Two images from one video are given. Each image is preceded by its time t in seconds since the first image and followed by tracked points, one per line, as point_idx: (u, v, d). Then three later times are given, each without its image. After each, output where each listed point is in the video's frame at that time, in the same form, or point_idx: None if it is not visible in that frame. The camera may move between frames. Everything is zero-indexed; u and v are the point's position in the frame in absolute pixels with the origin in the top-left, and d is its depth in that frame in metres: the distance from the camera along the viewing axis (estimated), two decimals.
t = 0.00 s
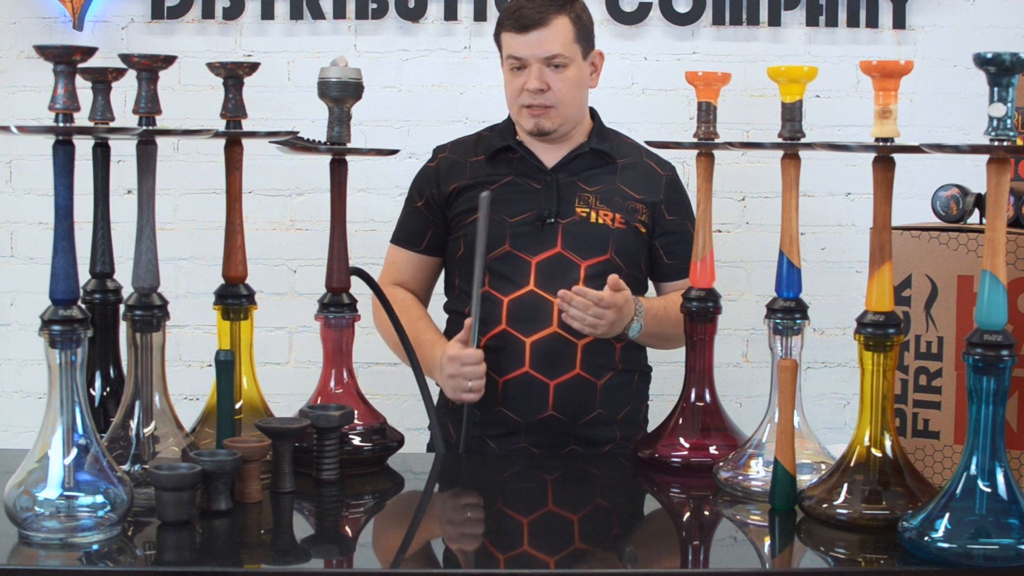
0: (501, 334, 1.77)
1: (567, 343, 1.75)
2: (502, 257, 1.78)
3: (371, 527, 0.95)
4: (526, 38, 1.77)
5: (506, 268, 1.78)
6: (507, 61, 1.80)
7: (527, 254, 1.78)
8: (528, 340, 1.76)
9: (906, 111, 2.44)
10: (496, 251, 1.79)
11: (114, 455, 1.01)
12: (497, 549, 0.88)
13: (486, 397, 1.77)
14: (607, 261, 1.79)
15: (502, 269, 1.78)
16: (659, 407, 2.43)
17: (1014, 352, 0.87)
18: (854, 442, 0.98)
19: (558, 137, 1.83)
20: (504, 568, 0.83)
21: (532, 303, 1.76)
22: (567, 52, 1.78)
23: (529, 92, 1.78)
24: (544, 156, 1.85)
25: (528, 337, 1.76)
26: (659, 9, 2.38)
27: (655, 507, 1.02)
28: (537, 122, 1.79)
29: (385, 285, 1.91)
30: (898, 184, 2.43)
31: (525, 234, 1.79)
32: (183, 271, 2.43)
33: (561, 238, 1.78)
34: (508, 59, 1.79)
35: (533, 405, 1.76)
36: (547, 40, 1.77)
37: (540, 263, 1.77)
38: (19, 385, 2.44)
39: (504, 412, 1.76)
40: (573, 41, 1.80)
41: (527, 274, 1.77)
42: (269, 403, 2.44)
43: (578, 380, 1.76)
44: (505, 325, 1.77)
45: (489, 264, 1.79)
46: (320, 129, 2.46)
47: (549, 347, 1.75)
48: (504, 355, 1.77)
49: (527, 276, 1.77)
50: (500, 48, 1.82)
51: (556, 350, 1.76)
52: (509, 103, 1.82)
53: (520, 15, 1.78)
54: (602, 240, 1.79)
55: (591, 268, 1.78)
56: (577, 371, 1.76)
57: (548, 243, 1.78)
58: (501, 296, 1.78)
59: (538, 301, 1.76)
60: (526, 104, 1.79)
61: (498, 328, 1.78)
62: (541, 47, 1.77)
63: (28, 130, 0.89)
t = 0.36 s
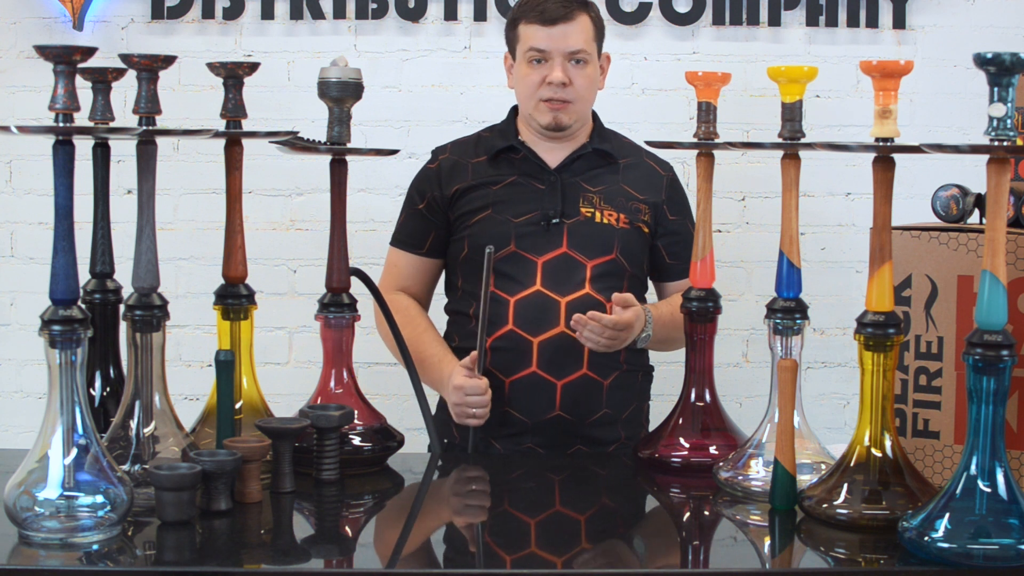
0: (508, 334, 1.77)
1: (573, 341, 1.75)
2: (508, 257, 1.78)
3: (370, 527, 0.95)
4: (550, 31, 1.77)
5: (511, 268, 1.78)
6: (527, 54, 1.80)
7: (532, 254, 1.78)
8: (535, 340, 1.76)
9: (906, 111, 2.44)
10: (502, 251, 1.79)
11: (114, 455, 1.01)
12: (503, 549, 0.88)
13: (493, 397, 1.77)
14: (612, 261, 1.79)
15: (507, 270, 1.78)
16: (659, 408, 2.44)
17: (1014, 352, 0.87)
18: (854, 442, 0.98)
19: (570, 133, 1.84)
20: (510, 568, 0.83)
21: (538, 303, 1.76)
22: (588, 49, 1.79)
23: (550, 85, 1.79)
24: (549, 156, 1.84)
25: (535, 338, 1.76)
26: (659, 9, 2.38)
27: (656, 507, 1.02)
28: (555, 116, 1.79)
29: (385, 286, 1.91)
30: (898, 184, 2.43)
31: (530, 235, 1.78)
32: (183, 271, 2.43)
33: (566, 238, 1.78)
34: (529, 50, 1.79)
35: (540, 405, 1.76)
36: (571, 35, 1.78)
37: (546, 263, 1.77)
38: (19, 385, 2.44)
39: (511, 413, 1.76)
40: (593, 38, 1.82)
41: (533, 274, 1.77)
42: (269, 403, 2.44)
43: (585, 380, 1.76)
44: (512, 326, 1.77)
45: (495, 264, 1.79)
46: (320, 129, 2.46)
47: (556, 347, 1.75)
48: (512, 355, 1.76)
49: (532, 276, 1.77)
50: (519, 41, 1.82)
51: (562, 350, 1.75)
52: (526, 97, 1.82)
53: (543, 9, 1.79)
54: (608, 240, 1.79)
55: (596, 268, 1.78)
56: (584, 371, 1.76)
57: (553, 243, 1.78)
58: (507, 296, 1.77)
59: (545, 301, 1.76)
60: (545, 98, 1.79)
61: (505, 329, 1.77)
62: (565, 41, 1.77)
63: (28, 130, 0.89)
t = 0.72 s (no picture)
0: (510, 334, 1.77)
1: (575, 341, 1.76)
2: (509, 257, 1.78)
3: (370, 527, 0.95)
4: (564, 31, 1.79)
5: (513, 268, 1.78)
6: (540, 52, 1.80)
7: (533, 253, 1.78)
8: (536, 339, 1.75)
9: (906, 111, 2.43)
10: (503, 251, 1.79)
11: (114, 455, 1.01)
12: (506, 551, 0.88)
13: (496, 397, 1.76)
14: (613, 259, 1.79)
15: (509, 270, 1.78)
16: (659, 407, 2.44)
17: (1014, 352, 0.87)
18: (854, 442, 0.98)
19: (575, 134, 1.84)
20: (513, 569, 0.83)
21: (541, 302, 1.76)
22: (600, 51, 1.81)
23: (563, 84, 1.79)
24: (548, 155, 1.84)
25: (536, 337, 1.75)
26: (659, 9, 2.38)
27: (656, 507, 1.02)
28: (566, 116, 1.79)
29: (385, 284, 1.91)
30: (898, 184, 2.43)
31: (531, 234, 1.78)
32: (183, 271, 2.43)
33: (567, 237, 1.78)
34: (543, 49, 1.79)
35: (543, 405, 1.75)
36: (585, 36, 1.79)
37: (548, 263, 1.77)
38: (19, 385, 2.44)
39: (514, 413, 1.75)
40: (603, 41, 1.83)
41: (534, 273, 1.77)
42: (269, 403, 2.44)
43: (588, 379, 1.76)
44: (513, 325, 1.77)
45: (496, 265, 1.79)
46: (320, 129, 2.46)
47: (559, 346, 1.75)
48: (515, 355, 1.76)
49: (534, 275, 1.77)
50: (531, 40, 1.82)
51: (564, 349, 1.75)
52: (536, 96, 1.81)
53: (558, 9, 1.80)
54: (608, 238, 1.79)
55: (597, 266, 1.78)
56: (586, 370, 1.76)
57: (554, 243, 1.78)
58: (509, 296, 1.77)
59: (546, 301, 1.76)
60: (557, 97, 1.79)
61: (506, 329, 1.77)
62: (579, 41, 1.78)
63: (29, 130, 0.89)
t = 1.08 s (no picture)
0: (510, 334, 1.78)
1: (574, 341, 1.76)
2: (509, 258, 1.79)
3: (371, 527, 0.95)
4: (563, 33, 1.78)
5: (513, 268, 1.79)
6: (540, 55, 1.81)
7: (533, 254, 1.78)
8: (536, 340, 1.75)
9: (906, 111, 2.43)
10: (503, 252, 1.79)
11: (114, 455, 1.01)
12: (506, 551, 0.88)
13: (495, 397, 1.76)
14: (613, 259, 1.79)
15: (509, 270, 1.79)
16: (659, 407, 2.43)
17: (1014, 352, 0.87)
18: (854, 442, 0.98)
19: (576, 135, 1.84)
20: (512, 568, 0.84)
21: (540, 303, 1.76)
22: (600, 53, 1.81)
23: (563, 87, 1.79)
24: (548, 156, 1.85)
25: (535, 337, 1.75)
26: (659, 9, 2.38)
27: (656, 507, 1.02)
28: (566, 118, 1.79)
29: (386, 284, 1.91)
30: (898, 184, 2.43)
31: (531, 235, 1.79)
32: (183, 271, 2.43)
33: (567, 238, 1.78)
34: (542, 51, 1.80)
35: (542, 405, 1.75)
36: (585, 38, 1.79)
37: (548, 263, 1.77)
38: (19, 385, 2.44)
39: (514, 413, 1.75)
40: (603, 42, 1.83)
41: (534, 274, 1.78)
42: (269, 403, 2.44)
43: (587, 380, 1.76)
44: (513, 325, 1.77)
45: (497, 265, 1.80)
46: (320, 129, 2.46)
47: (558, 346, 1.75)
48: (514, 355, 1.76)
49: (533, 275, 1.77)
50: (531, 42, 1.82)
51: (563, 349, 1.76)
52: (537, 98, 1.82)
53: (557, 11, 1.80)
54: (608, 238, 1.79)
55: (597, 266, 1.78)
56: (585, 370, 1.76)
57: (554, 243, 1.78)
58: (509, 296, 1.78)
59: (546, 301, 1.76)
60: (557, 99, 1.79)
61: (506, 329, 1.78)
62: (579, 43, 1.78)
63: (28, 130, 0.89)
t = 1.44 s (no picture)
0: (507, 334, 1.77)
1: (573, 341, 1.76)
2: (507, 258, 1.79)
3: (371, 527, 0.95)
4: (564, 32, 1.79)
5: (511, 268, 1.79)
6: (540, 54, 1.81)
7: (531, 254, 1.78)
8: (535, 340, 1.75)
9: (906, 111, 2.43)
10: (501, 252, 1.79)
11: (114, 455, 1.01)
12: (504, 550, 0.88)
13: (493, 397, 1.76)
14: (611, 260, 1.79)
15: (507, 270, 1.79)
16: (659, 407, 2.43)
17: (1014, 352, 0.87)
18: (854, 442, 0.98)
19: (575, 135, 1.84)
20: (510, 568, 0.83)
21: (538, 303, 1.76)
22: (600, 52, 1.81)
23: (562, 86, 1.79)
24: (549, 156, 1.85)
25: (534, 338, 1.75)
26: (659, 9, 2.38)
27: (656, 507, 1.02)
28: (565, 117, 1.80)
29: (386, 285, 1.91)
30: (898, 184, 2.43)
31: (529, 235, 1.79)
32: (183, 271, 2.43)
33: (565, 238, 1.78)
34: (542, 50, 1.80)
35: (539, 405, 1.75)
36: (585, 37, 1.79)
37: (545, 264, 1.77)
38: (19, 385, 2.44)
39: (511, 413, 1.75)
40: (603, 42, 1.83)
41: (532, 274, 1.77)
42: (269, 403, 2.44)
43: (584, 381, 1.76)
44: (511, 326, 1.77)
45: (494, 265, 1.80)
46: (320, 129, 2.46)
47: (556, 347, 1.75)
48: (512, 355, 1.76)
49: (531, 276, 1.77)
50: (531, 40, 1.83)
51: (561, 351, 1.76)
52: (536, 97, 1.82)
53: (557, 9, 1.80)
54: (606, 239, 1.79)
55: (595, 267, 1.77)
56: (583, 371, 1.76)
57: (552, 243, 1.78)
58: (506, 296, 1.78)
59: (544, 302, 1.76)
60: (557, 98, 1.80)
61: (504, 329, 1.78)
62: (579, 43, 1.78)
63: (28, 130, 0.89)
